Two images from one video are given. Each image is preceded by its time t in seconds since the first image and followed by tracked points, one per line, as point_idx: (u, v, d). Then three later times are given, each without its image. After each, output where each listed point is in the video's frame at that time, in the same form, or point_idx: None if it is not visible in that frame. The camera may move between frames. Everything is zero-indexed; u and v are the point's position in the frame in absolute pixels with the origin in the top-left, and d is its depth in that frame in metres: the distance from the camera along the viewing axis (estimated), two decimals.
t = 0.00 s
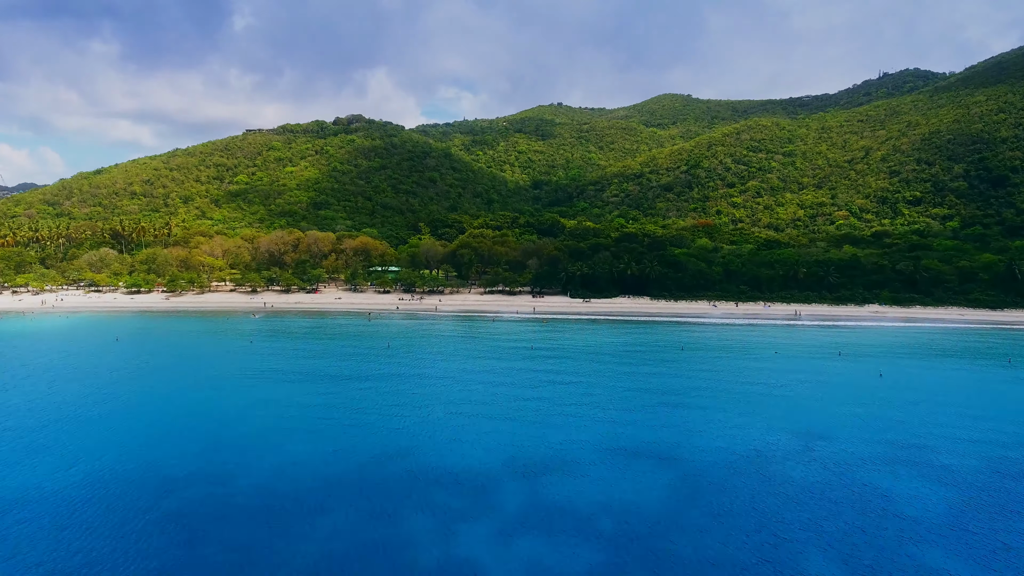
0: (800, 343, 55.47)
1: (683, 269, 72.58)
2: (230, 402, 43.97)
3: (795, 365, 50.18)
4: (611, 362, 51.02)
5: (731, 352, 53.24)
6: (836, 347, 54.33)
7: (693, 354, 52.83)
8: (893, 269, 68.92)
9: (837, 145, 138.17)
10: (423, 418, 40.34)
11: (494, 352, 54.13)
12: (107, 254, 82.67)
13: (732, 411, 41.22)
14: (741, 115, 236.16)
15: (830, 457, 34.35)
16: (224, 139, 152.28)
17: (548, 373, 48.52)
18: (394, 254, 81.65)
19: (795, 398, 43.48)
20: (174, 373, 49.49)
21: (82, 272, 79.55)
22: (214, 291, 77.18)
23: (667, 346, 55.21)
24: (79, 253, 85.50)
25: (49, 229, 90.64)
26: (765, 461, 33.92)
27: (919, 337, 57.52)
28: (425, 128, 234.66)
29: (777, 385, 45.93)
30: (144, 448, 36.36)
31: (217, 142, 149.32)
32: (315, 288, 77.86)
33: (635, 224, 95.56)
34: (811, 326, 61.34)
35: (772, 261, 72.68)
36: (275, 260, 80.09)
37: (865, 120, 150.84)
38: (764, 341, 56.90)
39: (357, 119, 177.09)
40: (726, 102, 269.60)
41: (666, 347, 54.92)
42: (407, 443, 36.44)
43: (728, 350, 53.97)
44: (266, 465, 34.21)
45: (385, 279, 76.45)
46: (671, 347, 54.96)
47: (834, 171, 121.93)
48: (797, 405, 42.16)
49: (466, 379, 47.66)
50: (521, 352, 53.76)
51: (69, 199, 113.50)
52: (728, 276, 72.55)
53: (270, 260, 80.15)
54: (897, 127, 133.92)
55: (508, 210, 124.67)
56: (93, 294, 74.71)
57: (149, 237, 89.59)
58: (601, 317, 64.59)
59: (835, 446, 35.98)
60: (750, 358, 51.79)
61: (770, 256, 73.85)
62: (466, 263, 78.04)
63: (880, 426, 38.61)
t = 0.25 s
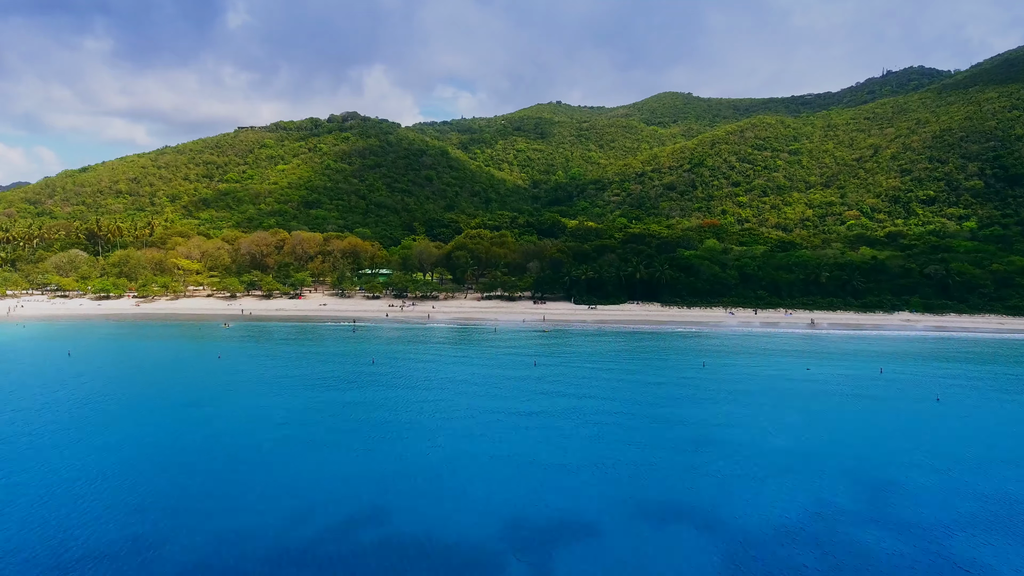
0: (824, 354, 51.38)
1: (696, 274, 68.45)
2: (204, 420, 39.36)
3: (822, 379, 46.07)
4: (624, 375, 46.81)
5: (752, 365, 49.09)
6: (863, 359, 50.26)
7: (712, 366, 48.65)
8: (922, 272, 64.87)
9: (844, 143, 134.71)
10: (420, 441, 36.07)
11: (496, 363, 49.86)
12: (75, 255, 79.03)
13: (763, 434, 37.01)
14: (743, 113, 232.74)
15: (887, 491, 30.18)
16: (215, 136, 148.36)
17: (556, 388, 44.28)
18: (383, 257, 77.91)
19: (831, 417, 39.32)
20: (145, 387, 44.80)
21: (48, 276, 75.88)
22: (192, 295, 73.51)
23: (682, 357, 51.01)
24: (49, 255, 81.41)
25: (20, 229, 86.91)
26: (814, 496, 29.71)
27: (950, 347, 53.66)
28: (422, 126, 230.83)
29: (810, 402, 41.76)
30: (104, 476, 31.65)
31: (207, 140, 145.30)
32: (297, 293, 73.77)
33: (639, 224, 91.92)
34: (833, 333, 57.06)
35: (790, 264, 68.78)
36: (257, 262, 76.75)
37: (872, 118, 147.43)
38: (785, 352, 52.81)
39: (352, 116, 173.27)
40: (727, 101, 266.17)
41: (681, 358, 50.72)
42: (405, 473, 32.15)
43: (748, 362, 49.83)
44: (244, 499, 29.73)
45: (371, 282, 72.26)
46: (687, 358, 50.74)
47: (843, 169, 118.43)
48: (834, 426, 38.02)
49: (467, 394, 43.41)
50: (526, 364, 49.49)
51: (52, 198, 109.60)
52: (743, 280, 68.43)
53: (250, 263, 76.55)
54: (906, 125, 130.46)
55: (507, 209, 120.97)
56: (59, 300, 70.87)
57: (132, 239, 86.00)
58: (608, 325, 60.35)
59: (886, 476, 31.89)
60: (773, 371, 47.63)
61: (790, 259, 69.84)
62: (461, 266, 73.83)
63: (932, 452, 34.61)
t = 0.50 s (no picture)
0: (858, 369, 46.62)
1: (712, 279, 63.56)
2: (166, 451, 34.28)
3: (861, 397, 41.35)
4: (640, 394, 41.98)
5: (782, 381, 44.26)
6: (901, 374, 45.54)
7: (737, 383, 43.79)
8: (957, 278, 60.25)
9: (853, 141, 130.91)
10: (414, 479, 31.23)
11: (498, 379, 45.01)
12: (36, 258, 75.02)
13: (808, 469, 32.29)
14: (746, 111, 228.89)
15: (967, 553, 25.57)
16: (207, 133, 144.27)
17: (567, 410, 39.48)
18: (367, 261, 74.19)
19: (883, 446, 34.59)
20: (103, 411, 39.53)
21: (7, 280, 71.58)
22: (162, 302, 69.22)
23: (703, 372, 46.15)
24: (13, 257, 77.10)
25: None
26: (887, 562, 25.03)
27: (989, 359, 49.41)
28: (420, 124, 226.91)
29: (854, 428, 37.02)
30: (39, 529, 26.64)
31: (198, 137, 141.19)
32: (278, 297, 69.61)
33: (645, 225, 87.87)
34: (862, 346, 52.15)
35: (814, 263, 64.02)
36: (233, 266, 72.96)
37: (880, 116, 143.70)
38: (814, 366, 48.04)
39: (347, 113, 169.35)
40: (729, 99, 262.43)
41: (701, 373, 45.86)
42: (397, 526, 27.38)
43: (776, 378, 45.10)
44: (207, 567, 24.65)
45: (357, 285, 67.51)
46: (707, 373, 45.91)
47: (853, 168, 114.62)
48: (887, 457, 33.31)
49: (467, 416, 38.59)
50: (530, 380, 44.65)
51: (33, 197, 105.53)
52: (765, 285, 63.40)
53: (226, 268, 72.72)
54: (917, 122, 126.73)
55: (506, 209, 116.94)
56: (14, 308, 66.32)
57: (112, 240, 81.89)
58: (619, 336, 55.37)
59: (961, 525, 27.28)
60: (805, 389, 42.83)
61: (814, 261, 64.71)
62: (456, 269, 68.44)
63: (1008, 492, 29.97)
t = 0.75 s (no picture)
0: (898, 383, 41.71)
1: (734, 288, 57.40)
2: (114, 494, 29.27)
3: (908, 417, 36.64)
4: (657, 419, 37.23)
5: (815, 400, 39.41)
6: (948, 390, 40.49)
7: (767, 402, 38.87)
8: (1003, 283, 54.63)
9: (864, 138, 126.74)
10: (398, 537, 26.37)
11: (497, 399, 40.07)
12: None
13: (864, 516, 27.53)
14: (749, 109, 224.66)
15: None
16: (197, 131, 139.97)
17: (576, 440, 34.71)
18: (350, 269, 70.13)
19: (941, 484, 29.90)
20: (43, 442, 34.60)
21: None
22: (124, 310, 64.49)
23: (726, 390, 41.05)
24: None
25: None
26: None
27: None
28: (417, 122, 222.68)
29: (903, 458, 32.33)
30: None
31: (188, 134, 136.83)
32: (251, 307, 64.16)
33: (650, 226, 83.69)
34: (894, 360, 46.53)
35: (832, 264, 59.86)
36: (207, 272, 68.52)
37: (891, 113, 139.52)
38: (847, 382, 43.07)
39: (343, 111, 165.13)
40: (732, 97, 258.12)
41: (725, 392, 40.80)
42: None
43: (806, 395, 40.33)
44: None
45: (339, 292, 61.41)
46: (732, 392, 40.76)
47: (865, 166, 110.47)
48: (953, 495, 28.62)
49: (463, 448, 33.84)
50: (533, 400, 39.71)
51: (13, 196, 101.28)
52: (789, 293, 57.64)
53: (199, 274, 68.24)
54: (930, 119, 122.57)
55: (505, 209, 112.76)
56: None
57: (91, 238, 77.39)
58: (631, 349, 49.26)
59: None
60: (843, 409, 38.01)
61: (843, 267, 59.06)
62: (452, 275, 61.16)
63: None
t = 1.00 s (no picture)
0: (961, 407, 35.57)
1: (764, 298, 47.48)
2: (19, 572, 23.31)
3: (982, 454, 30.62)
4: (681, 454, 31.65)
5: (861, 427, 33.83)
6: None
7: (807, 431, 33.19)
8: None
9: (875, 135, 122.34)
10: None
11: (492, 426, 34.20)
12: None
13: None
14: (753, 106, 220.26)
15: None
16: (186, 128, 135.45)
17: (589, 485, 29.11)
18: (333, 275, 60.24)
19: None
20: None
21: None
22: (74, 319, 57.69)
23: (759, 415, 35.08)
24: None
25: None
26: None
27: None
28: (415, 120, 218.32)
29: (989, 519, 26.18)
30: None
31: (176, 131, 132.12)
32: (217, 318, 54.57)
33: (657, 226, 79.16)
34: (954, 380, 38.84)
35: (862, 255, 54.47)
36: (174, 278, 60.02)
37: (902, 110, 135.11)
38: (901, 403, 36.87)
39: (337, 108, 160.70)
40: (734, 95, 253.84)
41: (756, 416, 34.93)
42: None
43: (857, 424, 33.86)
44: None
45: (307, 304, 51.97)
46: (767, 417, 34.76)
47: (878, 164, 106.09)
48: None
49: (454, 499, 28.33)
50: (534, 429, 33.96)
51: None
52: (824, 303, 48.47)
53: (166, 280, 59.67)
54: (944, 115, 118.18)
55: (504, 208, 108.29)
56: None
57: (65, 239, 72.81)
58: (657, 368, 40.79)
59: None
60: (895, 438, 32.55)
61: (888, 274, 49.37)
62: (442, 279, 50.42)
63: None
